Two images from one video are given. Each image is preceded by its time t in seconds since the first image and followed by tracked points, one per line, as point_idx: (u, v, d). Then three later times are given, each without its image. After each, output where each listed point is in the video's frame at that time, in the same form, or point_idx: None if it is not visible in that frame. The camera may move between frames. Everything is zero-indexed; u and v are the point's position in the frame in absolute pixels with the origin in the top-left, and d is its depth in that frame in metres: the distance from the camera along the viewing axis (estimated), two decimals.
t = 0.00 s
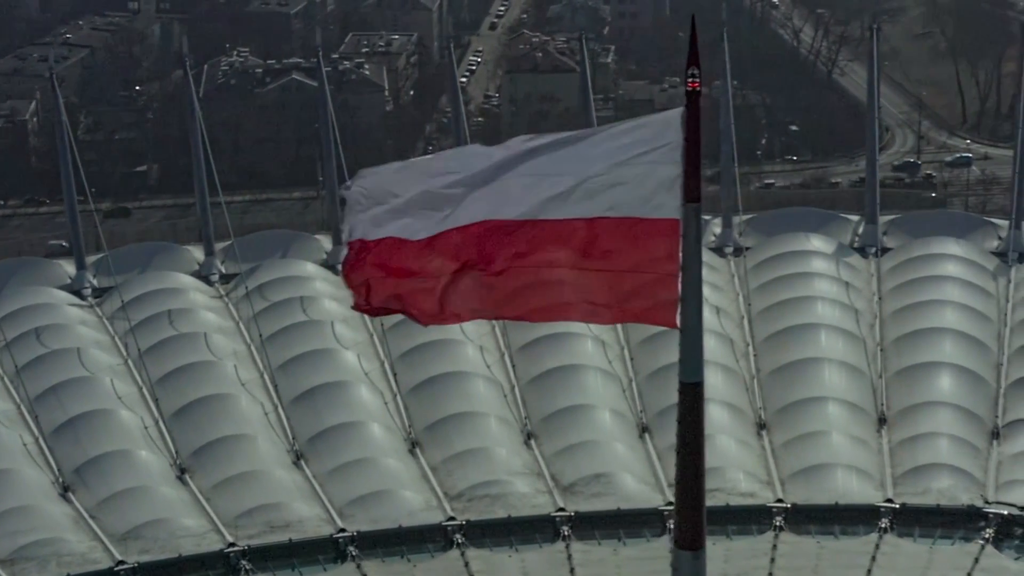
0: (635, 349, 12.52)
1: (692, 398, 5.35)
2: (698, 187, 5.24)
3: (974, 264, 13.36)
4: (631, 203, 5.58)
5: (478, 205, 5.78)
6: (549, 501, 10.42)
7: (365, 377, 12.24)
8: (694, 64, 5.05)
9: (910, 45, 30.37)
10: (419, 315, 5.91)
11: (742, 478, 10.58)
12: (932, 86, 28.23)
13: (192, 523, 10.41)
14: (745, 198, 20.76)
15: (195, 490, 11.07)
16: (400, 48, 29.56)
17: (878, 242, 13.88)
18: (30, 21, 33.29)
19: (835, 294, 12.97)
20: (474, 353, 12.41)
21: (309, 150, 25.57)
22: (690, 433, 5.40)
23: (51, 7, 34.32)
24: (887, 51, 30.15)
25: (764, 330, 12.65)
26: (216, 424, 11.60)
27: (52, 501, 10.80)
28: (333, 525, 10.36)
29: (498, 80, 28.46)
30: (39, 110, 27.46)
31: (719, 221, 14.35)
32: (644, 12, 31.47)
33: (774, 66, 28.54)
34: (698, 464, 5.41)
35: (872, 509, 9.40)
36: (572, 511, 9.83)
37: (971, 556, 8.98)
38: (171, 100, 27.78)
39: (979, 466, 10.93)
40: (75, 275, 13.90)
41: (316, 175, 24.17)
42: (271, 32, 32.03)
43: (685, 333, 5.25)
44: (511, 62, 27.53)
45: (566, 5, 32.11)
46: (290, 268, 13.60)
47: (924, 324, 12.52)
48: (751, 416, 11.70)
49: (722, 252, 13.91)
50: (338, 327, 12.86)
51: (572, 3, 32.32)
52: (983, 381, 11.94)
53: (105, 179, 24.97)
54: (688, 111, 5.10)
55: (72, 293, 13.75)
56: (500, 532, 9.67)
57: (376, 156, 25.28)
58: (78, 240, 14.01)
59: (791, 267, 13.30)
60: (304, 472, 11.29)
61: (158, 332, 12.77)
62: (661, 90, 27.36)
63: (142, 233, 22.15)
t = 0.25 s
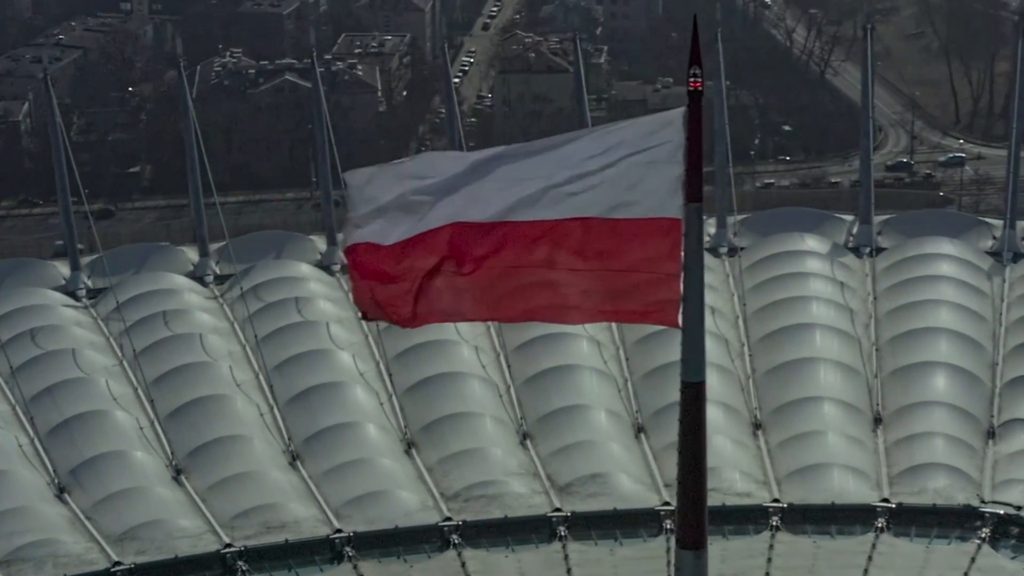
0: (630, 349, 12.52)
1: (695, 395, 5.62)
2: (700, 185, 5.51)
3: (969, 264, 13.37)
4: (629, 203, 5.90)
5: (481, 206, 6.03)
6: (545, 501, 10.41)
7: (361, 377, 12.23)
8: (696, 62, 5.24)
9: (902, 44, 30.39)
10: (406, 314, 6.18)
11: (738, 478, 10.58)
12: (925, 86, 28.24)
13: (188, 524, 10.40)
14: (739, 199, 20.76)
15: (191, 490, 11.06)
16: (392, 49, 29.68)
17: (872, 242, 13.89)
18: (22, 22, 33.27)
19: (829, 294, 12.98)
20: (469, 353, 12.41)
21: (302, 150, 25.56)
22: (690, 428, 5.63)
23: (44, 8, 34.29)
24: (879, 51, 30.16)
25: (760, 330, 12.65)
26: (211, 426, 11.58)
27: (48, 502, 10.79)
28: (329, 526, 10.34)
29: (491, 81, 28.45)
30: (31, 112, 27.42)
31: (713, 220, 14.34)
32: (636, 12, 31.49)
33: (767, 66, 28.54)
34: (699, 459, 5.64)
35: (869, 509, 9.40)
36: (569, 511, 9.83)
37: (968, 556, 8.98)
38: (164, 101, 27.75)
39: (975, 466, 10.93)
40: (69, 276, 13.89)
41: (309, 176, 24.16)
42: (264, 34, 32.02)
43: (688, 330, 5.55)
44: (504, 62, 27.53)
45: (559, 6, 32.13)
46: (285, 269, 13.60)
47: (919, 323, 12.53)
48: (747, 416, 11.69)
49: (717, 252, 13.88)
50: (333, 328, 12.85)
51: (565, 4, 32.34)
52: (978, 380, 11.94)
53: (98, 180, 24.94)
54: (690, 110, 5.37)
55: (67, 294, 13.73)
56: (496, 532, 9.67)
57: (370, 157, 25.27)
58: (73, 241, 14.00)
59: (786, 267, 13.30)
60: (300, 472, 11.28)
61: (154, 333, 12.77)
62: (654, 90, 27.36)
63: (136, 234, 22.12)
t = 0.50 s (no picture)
0: (623, 350, 12.53)
1: (698, 397, 5.49)
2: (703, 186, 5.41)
3: (962, 264, 13.39)
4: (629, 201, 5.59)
5: (471, 204, 5.68)
6: (540, 501, 10.41)
7: (354, 378, 12.23)
8: (699, 62, 5.13)
9: (892, 45, 30.43)
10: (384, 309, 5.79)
11: (733, 478, 10.59)
12: (915, 86, 28.28)
13: (182, 525, 10.39)
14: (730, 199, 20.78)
15: (185, 492, 11.05)
16: (382, 49, 29.57)
17: (865, 242, 13.91)
18: (11, 23, 33.20)
19: (823, 294, 12.99)
20: (463, 354, 12.41)
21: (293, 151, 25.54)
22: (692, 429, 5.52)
23: (34, 10, 34.25)
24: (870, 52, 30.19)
25: (753, 330, 12.65)
26: (205, 427, 11.57)
27: (43, 504, 10.77)
28: (324, 526, 10.32)
29: (482, 82, 28.45)
30: (22, 113, 27.38)
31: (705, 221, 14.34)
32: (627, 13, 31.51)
33: (757, 66, 28.56)
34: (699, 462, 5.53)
35: (863, 509, 9.41)
36: (564, 511, 9.84)
37: (963, 555, 8.98)
38: (155, 102, 27.72)
39: (969, 465, 10.94)
40: (62, 277, 13.88)
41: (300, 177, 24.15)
42: (254, 34, 31.98)
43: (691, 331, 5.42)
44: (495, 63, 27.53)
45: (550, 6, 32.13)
46: (277, 270, 13.60)
47: (912, 323, 12.54)
48: (741, 416, 11.71)
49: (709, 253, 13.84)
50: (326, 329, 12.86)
51: (555, 5, 32.33)
52: (972, 380, 11.96)
53: (89, 181, 24.91)
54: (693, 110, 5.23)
55: (60, 295, 13.73)
56: (491, 533, 9.66)
57: (360, 158, 25.26)
58: (65, 243, 13.99)
59: (779, 267, 13.31)
60: (294, 474, 11.27)
61: (147, 334, 12.75)
62: (645, 91, 27.37)
63: (128, 234, 22.09)
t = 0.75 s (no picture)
0: (617, 350, 12.53)
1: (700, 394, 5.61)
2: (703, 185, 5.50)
3: (954, 263, 13.40)
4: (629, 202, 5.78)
5: (475, 204, 5.84)
6: (535, 502, 10.40)
7: (348, 379, 12.23)
8: (701, 63, 5.22)
9: (883, 45, 30.44)
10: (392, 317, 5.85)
11: (727, 478, 10.60)
12: (905, 87, 28.29)
13: (177, 526, 10.38)
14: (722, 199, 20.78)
15: (180, 493, 11.04)
16: (373, 50, 29.53)
17: (857, 242, 13.92)
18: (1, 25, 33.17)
19: (815, 294, 13.01)
20: (456, 354, 12.40)
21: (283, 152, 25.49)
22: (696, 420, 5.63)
23: (24, 12, 34.25)
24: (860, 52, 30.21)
25: (747, 330, 12.65)
26: (200, 428, 11.56)
27: (37, 505, 10.76)
28: (319, 527, 10.31)
29: (472, 82, 28.44)
30: (12, 114, 27.34)
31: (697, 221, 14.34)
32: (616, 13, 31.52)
33: (748, 66, 28.56)
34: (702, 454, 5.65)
35: (859, 509, 9.41)
36: (558, 511, 9.83)
37: (958, 554, 8.98)
38: (146, 104, 27.70)
39: (963, 465, 10.95)
40: (54, 278, 13.86)
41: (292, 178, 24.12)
42: (245, 36, 31.97)
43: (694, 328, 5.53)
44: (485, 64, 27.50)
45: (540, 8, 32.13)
46: (270, 271, 13.59)
47: (906, 323, 12.55)
48: (735, 416, 11.71)
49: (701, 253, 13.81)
50: (319, 330, 12.85)
51: (546, 6, 32.31)
52: (965, 379, 11.97)
53: (79, 183, 24.88)
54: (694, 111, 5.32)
55: (52, 296, 13.70)
56: (486, 534, 9.66)
57: (351, 158, 25.23)
58: (57, 244, 13.98)
59: (772, 267, 13.31)
60: (288, 474, 11.26)
61: (140, 335, 12.74)
62: (635, 91, 27.37)
63: (119, 235, 22.07)
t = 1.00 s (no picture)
0: (610, 350, 12.53)
1: (703, 392, 5.59)
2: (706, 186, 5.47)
3: (947, 263, 13.42)
4: (631, 201, 5.79)
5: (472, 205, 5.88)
6: (530, 502, 10.40)
7: (342, 380, 12.22)
8: (704, 62, 5.24)
9: (873, 45, 30.47)
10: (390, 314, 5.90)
11: (722, 478, 10.60)
12: (896, 87, 28.33)
13: (173, 528, 10.36)
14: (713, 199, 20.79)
15: (175, 494, 11.02)
16: (364, 51, 29.52)
17: (849, 242, 13.92)
18: None
19: (808, 294, 13.01)
20: (450, 355, 12.40)
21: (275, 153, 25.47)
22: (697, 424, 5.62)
23: (14, 13, 34.18)
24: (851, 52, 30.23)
25: (740, 330, 12.65)
26: (194, 429, 11.55)
27: (31, 506, 10.74)
28: (315, 527, 10.29)
29: (463, 83, 28.43)
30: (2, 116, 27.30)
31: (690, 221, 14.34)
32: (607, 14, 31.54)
33: (738, 66, 28.57)
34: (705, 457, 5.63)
35: (854, 508, 9.41)
36: (553, 511, 9.82)
37: (954, 554, 8.99)
38: (136, 105, 27.67)
39: (958, 464, 10.96)
40: (46, 280, 13.83)
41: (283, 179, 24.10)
42: (235, 37, 31.94)
43: (696, 329, 5.51)
44: (477, 64, 27.50)
45: (531, 9, 32.14)
46: (263, 271, 13.58)
47: (899, 323, 12.56)
48: (728, 416, 11.71)
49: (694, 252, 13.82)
50: (313, 330, 12.84)
51: (536, 6, 32.31)
52: (959, 379, 11.98)
53: (70, 185, 24.85)
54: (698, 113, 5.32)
55: (44, 298, 13.68)
56: (481, 534, 9.65)
57: (342, 158, 25.22)
58: (49, 246, 13.96)
59: (765, 266, 13.32)
60: (283, 475, 11.25)
61: (134, 336, 12.72)
62: (626, 92, 27.38)
63: (112, 236, 22.04)
